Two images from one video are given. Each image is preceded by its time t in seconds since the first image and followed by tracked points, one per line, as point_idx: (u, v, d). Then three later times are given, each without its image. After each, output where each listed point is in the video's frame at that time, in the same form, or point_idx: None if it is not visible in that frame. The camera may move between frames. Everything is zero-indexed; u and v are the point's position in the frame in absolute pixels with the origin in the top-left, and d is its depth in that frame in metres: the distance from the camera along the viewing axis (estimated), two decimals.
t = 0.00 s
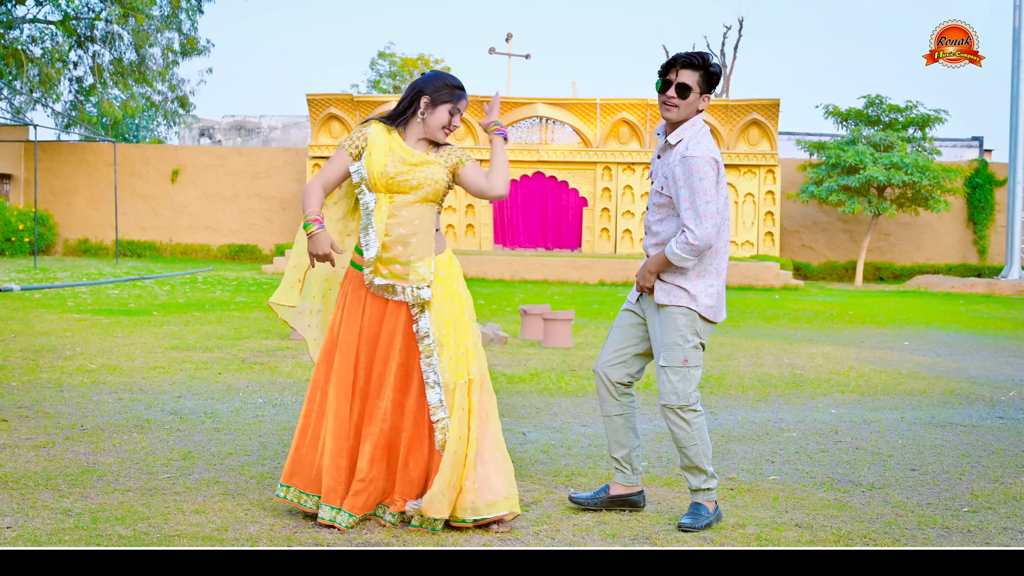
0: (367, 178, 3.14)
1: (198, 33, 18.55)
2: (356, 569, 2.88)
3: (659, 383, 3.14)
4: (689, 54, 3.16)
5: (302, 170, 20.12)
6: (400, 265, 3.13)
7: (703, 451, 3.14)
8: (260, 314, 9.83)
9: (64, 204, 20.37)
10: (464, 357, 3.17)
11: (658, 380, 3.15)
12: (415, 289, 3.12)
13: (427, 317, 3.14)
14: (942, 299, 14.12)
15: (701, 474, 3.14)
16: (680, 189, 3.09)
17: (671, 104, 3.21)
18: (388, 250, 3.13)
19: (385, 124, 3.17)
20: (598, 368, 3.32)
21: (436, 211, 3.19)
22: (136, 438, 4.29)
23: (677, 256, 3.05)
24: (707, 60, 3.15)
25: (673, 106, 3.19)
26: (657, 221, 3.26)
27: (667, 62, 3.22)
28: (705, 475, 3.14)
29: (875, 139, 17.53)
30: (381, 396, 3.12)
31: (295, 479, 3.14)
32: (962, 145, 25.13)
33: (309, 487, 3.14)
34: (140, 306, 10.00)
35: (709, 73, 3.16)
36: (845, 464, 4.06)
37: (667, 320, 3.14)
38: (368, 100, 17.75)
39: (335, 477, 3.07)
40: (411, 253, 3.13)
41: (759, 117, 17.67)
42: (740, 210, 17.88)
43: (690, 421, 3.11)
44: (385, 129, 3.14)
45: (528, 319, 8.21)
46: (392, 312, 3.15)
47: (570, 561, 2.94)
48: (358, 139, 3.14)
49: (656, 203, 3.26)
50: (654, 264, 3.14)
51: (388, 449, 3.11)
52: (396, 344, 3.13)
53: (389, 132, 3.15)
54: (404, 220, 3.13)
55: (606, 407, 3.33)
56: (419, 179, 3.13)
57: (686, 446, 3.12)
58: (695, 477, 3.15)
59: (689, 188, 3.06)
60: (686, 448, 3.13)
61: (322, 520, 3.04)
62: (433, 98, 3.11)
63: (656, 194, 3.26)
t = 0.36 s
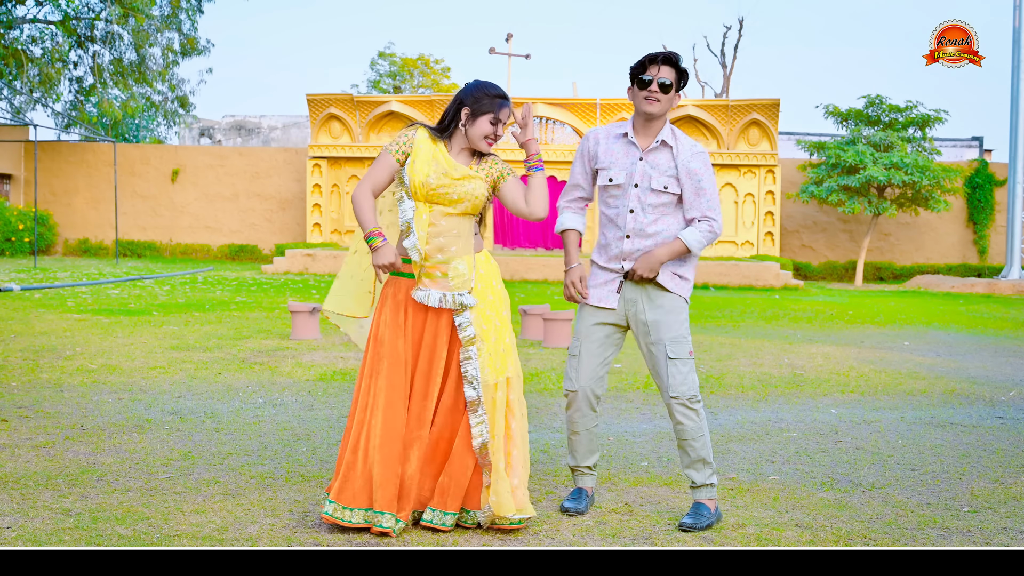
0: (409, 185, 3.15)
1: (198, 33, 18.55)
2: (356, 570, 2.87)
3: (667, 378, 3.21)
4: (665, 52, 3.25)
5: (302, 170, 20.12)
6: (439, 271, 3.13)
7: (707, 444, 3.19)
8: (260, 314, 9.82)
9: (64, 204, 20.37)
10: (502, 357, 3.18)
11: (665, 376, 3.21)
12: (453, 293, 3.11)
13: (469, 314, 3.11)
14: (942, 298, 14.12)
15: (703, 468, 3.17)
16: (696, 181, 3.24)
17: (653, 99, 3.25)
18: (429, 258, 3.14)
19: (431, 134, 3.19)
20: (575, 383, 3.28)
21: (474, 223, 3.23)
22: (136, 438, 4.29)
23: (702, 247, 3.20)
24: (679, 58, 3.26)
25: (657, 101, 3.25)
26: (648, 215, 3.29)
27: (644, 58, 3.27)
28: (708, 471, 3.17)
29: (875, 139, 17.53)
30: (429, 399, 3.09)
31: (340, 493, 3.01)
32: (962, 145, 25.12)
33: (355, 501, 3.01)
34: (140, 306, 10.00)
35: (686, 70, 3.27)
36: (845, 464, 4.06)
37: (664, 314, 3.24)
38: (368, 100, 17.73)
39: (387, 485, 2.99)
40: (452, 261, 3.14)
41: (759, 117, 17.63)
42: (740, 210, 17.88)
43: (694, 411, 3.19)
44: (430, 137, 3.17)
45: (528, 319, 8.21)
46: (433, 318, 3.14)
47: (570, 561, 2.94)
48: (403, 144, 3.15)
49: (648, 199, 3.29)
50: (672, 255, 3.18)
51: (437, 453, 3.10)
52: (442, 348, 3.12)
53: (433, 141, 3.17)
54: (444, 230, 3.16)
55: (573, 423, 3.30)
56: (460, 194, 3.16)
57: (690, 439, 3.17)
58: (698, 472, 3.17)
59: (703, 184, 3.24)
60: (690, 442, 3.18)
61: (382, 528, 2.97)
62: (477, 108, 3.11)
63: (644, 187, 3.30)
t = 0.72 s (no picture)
0: (429, 181, 3.14)
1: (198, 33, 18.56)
2: (356, 569, 2.88)
3: (666, 357, 3.32)
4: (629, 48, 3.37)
5: (302, 170, 20.12)
6: (460, 273, 3.14)
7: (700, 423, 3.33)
8: (260, 314, 9.82)
9: (64, 204, 20.37)
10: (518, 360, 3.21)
11: (662, 360, 3.32)
12: (473, 297, 3.14)
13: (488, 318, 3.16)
14: (942, 298, 14.13)
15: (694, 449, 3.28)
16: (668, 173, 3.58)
17: (633, 95, 3.39)
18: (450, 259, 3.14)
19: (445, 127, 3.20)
20: (582, 384, 3.29)
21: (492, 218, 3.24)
22: (136, 438, 4.29)
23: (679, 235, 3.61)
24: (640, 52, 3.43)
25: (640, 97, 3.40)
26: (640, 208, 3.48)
27: (618, 53, 3.36)
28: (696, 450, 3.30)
29: (875, 139, 17.53)
30: (454, 403, 3.12)
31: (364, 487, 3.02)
32: (962, 144, 25.13)
33: (377, 495, 3.02)
34: (140, 306, 10.00)
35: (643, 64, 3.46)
36: (845, 464, 4.06)
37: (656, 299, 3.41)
38: (369, 100, 17.72)
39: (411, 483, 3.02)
40: (471, 261, 3.15)
41: (759, 117, 17.62)
42: (740, 210, 17.89)
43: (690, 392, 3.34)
44: (448, 132, 3.16)
45: (528, 319, 8.20)
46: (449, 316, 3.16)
47: (571, 561, 2.94)
48: (420, 136, 3.15)
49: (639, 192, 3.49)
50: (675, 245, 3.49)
51: (461, 457, 3.11)
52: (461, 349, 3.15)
53: (450, 134, 3.18)
54: (465, 228, 3.16)
55: (576, 423, 3.32)
56: (481, 188, 3.17)
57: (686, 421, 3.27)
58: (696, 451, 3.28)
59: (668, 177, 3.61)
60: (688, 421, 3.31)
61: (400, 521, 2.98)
62: (466, 89, 3.16)
63: (635, 181, 3.46)
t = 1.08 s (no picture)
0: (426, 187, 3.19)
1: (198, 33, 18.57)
2: (355, 570, 2.87)
3: (656, 361, 3.29)
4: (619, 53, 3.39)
5: (302, 170, 20.11)
6: (468, 268, 3.19)
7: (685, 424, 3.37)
8: (260, 314, 9.82)
9: (64, 204, 20.36)
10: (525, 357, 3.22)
11: (647, 362, 3.31)
12: (482, 289, 3.17)
13: (495, 314, 3.18)
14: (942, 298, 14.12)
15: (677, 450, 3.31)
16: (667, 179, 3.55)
17: (621, 102, 3.40)
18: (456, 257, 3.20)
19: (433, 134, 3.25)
20: (577, 388, 3.29)
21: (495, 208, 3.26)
22: (136, 438, 4.29)
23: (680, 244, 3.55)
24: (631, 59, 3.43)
25: (628, 103, 3.41)
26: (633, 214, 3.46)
27: (605, 59, 3.38)
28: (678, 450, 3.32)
29: (875, 139, 17.54)
30: (450, 396, 3.12)
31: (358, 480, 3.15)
32: (962, 144, 25.13)
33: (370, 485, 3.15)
34: (140, 306, 10.00)
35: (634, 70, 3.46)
36: (845, 464, 4.06)
37: (646, 302, 3.40)
38: (369, 100, 17.71)
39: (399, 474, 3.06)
40: (478, 254, 3.20)
41: (759, 117, 17.61)
42: (740, 210, 17.89)
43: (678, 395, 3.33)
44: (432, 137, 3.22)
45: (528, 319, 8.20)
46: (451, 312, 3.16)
47: (571, 561, 2.94)
48: (411, 147, 3.18)
49: (632, 198, 3.46)
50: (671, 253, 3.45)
51: (455, 451, 3.10)
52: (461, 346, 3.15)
53: (435, 138, 3.24)
54: (467, 224, 3.22)
55: (574, 427, 3.32)
56: (476, 180, 3.18)
57: (670, 422, 3.29)
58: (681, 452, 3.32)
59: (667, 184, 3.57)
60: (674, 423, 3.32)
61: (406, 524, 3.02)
62: (441, 85, 3.13)
63: (627, 185, 3.44)
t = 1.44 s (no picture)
0: (400, 186, 3.18)
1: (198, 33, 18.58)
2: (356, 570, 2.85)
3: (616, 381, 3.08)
4: (625, 47, 3.21)
5: (302, 170, 20.12)
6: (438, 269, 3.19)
7: (665, 445, 3.08)
8: (260, 314, 9.82)
9: (64, 204, 20.37)
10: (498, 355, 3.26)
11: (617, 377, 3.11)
12: (450, 290, 3.18)
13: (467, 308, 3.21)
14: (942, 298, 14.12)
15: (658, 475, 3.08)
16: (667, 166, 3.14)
17: (619, 95, 3.20)
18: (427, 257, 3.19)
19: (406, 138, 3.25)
20: (566, 384, 3.26)
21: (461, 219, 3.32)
22: (136, 438, 4.29)
23: (678, 240, 3.06)
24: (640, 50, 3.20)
25: (627, 96, 3.19)
26: (624, 209, 3.26)
27: (606, 56, 3.25)
28: (665, 476, 3.07)
29: (875, 139, 17.54)
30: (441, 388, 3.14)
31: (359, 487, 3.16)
32: (962, 145, 25.13)
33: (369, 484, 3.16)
34: (140, 306, 10.00)
35: (645, 62, 3.20)
36: (845, 464, 4.06)
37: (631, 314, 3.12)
38: (369, 101, 17.72)
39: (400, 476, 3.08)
40: (448, 257, 3.21)
41: (759, 117, 17.60)
42: (740, 210, 17.89)
43: (647, 418, 3.05)
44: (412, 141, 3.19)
45: (528, 319, 8.22)
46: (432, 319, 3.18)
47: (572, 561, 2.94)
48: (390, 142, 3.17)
49: (623, 193, 3.26)
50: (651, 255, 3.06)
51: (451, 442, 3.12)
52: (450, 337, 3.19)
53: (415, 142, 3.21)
54: (437, 228, 3.22)
55: (569, 424, 3.30)
56: (450, 190, 3.24)
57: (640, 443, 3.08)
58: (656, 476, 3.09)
59: (675, 170, 3.13)
60: (645, 446, 3.09)
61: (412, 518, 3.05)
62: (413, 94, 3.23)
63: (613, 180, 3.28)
